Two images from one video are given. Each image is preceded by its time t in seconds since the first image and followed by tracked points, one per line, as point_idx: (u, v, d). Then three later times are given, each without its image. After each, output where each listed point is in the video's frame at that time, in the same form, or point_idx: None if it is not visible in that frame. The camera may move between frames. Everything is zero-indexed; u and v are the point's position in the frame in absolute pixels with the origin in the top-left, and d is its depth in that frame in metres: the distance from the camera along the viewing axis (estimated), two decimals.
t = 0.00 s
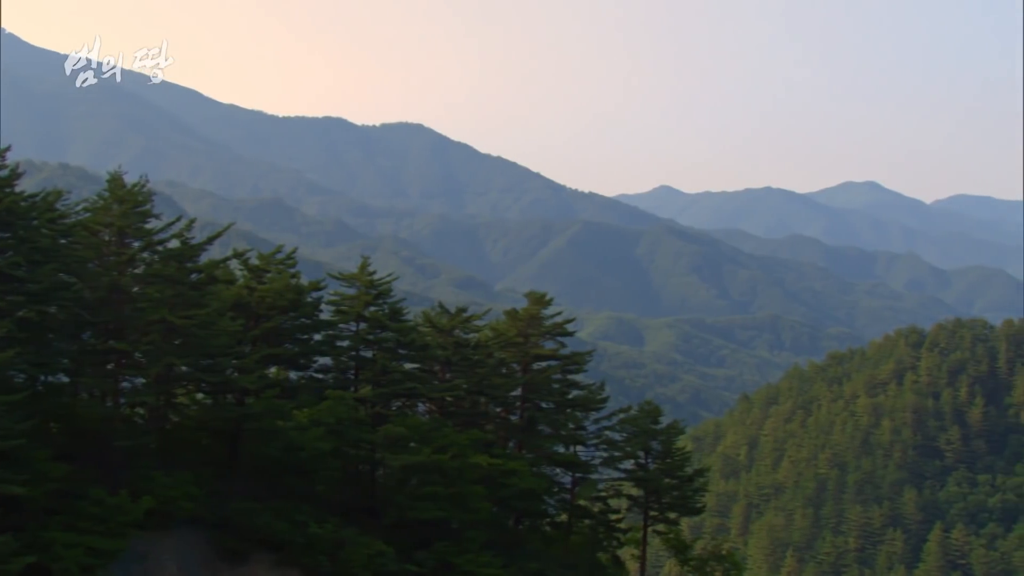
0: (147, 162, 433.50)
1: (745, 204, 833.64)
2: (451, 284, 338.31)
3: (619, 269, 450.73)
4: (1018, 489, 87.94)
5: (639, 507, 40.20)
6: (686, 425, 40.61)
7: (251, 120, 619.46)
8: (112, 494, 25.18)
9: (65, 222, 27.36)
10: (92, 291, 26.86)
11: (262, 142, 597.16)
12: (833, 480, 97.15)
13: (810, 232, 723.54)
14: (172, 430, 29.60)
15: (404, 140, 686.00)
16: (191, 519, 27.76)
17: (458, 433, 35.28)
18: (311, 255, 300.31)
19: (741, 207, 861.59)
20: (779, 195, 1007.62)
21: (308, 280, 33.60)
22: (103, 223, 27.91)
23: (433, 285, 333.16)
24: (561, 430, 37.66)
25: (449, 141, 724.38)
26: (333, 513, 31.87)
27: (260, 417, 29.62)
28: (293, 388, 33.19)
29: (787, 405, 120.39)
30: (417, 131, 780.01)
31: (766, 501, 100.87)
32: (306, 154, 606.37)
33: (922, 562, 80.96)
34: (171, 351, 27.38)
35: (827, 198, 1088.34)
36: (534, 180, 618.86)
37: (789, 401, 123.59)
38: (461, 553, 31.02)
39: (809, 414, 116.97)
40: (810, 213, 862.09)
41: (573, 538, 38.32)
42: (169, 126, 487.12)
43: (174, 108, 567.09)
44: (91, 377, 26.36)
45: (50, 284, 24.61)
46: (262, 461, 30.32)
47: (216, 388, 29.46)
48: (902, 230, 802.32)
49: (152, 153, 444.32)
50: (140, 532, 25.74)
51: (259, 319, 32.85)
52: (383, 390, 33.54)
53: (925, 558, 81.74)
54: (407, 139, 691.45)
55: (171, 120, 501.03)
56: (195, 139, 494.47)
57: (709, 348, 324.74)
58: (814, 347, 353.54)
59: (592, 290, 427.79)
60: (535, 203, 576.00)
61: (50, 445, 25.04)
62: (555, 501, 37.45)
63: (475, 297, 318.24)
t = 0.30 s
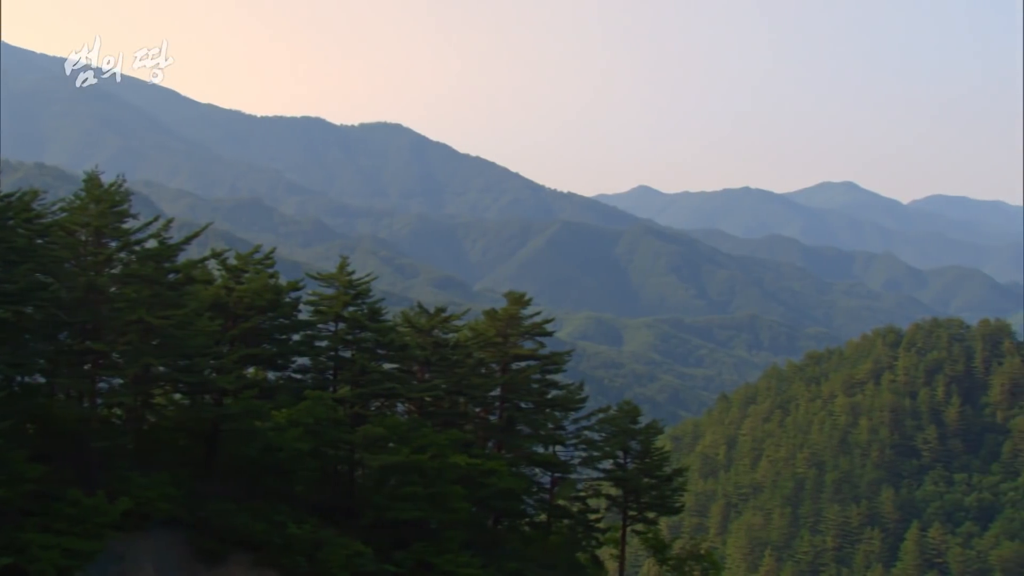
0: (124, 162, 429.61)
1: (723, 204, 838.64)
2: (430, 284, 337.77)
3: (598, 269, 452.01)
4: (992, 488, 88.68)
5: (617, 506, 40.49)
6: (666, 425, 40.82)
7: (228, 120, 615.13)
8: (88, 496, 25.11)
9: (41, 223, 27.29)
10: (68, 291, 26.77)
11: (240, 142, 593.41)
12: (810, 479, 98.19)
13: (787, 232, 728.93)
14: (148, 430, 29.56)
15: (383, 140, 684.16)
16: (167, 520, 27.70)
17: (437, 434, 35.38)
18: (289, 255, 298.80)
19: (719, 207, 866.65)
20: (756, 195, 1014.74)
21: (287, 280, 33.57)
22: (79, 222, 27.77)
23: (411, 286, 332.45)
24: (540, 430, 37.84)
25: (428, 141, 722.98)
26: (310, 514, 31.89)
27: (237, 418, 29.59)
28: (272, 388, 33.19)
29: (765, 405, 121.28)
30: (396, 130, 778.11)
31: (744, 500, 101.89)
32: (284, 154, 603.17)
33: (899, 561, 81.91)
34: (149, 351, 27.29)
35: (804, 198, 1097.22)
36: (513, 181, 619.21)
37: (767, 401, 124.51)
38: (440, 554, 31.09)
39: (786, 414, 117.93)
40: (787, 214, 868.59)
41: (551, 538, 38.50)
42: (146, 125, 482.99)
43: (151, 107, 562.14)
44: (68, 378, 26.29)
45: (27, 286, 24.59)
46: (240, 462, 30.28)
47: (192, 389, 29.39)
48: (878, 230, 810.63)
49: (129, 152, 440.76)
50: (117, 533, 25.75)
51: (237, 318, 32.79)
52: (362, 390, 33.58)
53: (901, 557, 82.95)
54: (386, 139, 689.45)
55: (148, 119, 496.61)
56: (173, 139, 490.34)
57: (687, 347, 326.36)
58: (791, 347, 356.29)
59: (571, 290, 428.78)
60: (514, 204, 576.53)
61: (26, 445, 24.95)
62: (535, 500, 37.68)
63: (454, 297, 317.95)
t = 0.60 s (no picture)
0: (102, 161, 425.60)
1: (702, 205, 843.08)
2: (409, 284, 336.91)
3: (577, 269, 452.84)
4: (970, 487, 90.86)
5: (596, 506, 40.73)
6: (644, 424, 41.13)
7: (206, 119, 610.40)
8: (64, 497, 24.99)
9: (17, 221, 27.19)
10: (45, 290, 26.69)
11: (218, 141, 589.29)
12: (789, 478, 99.09)
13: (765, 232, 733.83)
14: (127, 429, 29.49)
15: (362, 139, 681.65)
16: (143, 521, 27.65)
17: (417, 434, 35.48)
18: (267, 255, 296.95)
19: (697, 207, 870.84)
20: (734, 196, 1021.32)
21: (265, 280, 33.61)
22: (55, 222, 27.68)
23: (391, 285, 331.46)
24: (519, 430, 38.06)
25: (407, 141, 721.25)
26: (289, 515, 31.93)
27: (216, 418, 29.57)
28: (250, 388, 33.16)
29: (743, 405, 122.22)
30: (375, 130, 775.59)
31: (722, 500, 102.59)
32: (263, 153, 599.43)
33: (877, 559, 82.81)
34: (126, 351, 27.21)
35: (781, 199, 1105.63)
36: (492, 180, 619.08)
37: (745, 400, 125.45)
38: (420, 555, 31.08)
39: (765, 414, 118.91)
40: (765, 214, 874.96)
41: (531, 539, 38.61)
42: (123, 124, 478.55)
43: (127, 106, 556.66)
44: (43, 378, 26.20)
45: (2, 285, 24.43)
46: (218, 462, 30.29)
47: (170, 389, 29.32)
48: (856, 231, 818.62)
49: (106, 152, 436.60)
50: (95, 534, 25.67)
51: (215, 318, 32.73)
52: (340, 391, 33.72)
53: (879, 556, 83.80)
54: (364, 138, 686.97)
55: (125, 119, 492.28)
56: (150, 138, 486.06)
57: (667, 347, 328.08)
58: (770, 347, 359.00)
59: (550, 290, 429.50)
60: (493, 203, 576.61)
61: None
62: (513, 501, 37.93)
63: (433, 297, 317.54)
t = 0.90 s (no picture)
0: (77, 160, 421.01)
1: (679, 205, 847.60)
2: (388, 284, 336.07)
3: (556, 269, 453.69)
4: (945, 486, 92.33)
5: (574, 506, 40.96)
6: (623, 424, 41.35)
7: (183, 118, 605.41)
8: (40, 497, 24.93)
9: None
10: (20, 291, 26.56)
11: (195, 140, 584.83)
12: (766, 478, 100.09)
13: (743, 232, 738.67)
14: (103, 430, 29.46)
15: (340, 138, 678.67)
16: (120, 522, 27.60)
17: (395, 434, 35.58)
18: (244, 255, 295.03)
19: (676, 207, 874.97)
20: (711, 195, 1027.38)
21: (243, 280, 33.56)
22: (30, 222, 27.55)
23: (369, 285, 330.38)
24: (497, 430, 38.23)
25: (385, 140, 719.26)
26: (267, 516, 31.97)
27: (192, 419, 29.50)
28: (228, 389, 33.14)
29: (721, 405, 123.26)
30: (353, 129, 772.28)
31: (701, 499, 103.53)
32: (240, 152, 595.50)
33: (853, 558, 83.85)
34: (102, 351, 27.13)
35: (759, 199, 1113.14)
36: (471, 180, 618.73)
37: (723, 401, 126.36)
38: (397, 554, 31.17)
39: (742, 414, 119.90)
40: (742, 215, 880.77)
41: (509, 538, 38.80)
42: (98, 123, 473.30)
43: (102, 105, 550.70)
44: (18, 379, 26.09)
45: None
46: (195, 463, 30.32)
47: (147, 389, 29.23)
48: (832, 231, 825.49)
49: (81, 151, 431.87)
50: (71, 536, 25.60)
51: (193, 318, 32.69)
52: (319, 391, 33.70)
53: (855, 555, 84.86)
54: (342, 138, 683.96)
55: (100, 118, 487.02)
56: (126, 137, 481.27)
57: (645, 347, 329.54)
58: (747, 346, 361.66)
59: (529, 290, 430.07)
60: (472, 203, 576.25)
61: None
62: (491, 501, 38.10)
63: (412, 297, 316.91)
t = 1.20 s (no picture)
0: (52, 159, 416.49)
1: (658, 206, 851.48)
2: (367, 284, 335.19)
3: (536, 269, 454.29)
4: (923, 485, 93.67)
5: (554, 506, 41.23)
6: (602, 424, 41.63)
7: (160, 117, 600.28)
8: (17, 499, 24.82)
9: None
10: None
11: (172, 140, 580.47)
12: (745, 477, 101.00)
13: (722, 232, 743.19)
14: (81, 431, 29.33)
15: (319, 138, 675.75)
16: (99, 524, 27.51)
17: (375, 434, 35.70)
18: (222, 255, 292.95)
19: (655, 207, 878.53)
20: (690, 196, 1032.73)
21: (222, 281, 33.53)
22: (7, 222, 27.36)
23: (349, 286, 329.33)
24: (477, 430, 38.46)
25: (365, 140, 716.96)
26: (246, 516, 31.94)
27: (171, 419, 29.41)
28: (206, 389, 33.11)
29: (700, 405, 124.07)
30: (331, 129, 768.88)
31: (680, 499, 104.43)
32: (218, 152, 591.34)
33: (832, 557, 84.77)
34: (80, 352, 27.06)
35: (737, 199, 1120.04)
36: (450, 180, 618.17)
37: (701, 401, 127.31)
38: (378, 555, 31.25)
39: (721, 414, 120.83)
40: (721, 215, 886.20)
41: (488, 539, 39.06)
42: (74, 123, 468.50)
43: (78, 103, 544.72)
44: None
45: None
46: (174, 463, 30.30)
47: (126, 390, 29.13)
48: (810, 231, 832.44)
49: (57, 150, 427.25)
50: (49, 536, 25.51)
51: (171, 319, 32.64)
52: (299, 391, 33.71)
53: (833, 554, 85.74)
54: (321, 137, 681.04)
55: (76, 116, 482.02)
56: (103, 137, 476.70)
57: (624, 347, 330.86)
58: (726, 346, 364.04)
59: (509, 289, 430.34)
60: (451, 203, 575.78)
61: None
62: (471, 501, 38.28)
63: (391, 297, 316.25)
